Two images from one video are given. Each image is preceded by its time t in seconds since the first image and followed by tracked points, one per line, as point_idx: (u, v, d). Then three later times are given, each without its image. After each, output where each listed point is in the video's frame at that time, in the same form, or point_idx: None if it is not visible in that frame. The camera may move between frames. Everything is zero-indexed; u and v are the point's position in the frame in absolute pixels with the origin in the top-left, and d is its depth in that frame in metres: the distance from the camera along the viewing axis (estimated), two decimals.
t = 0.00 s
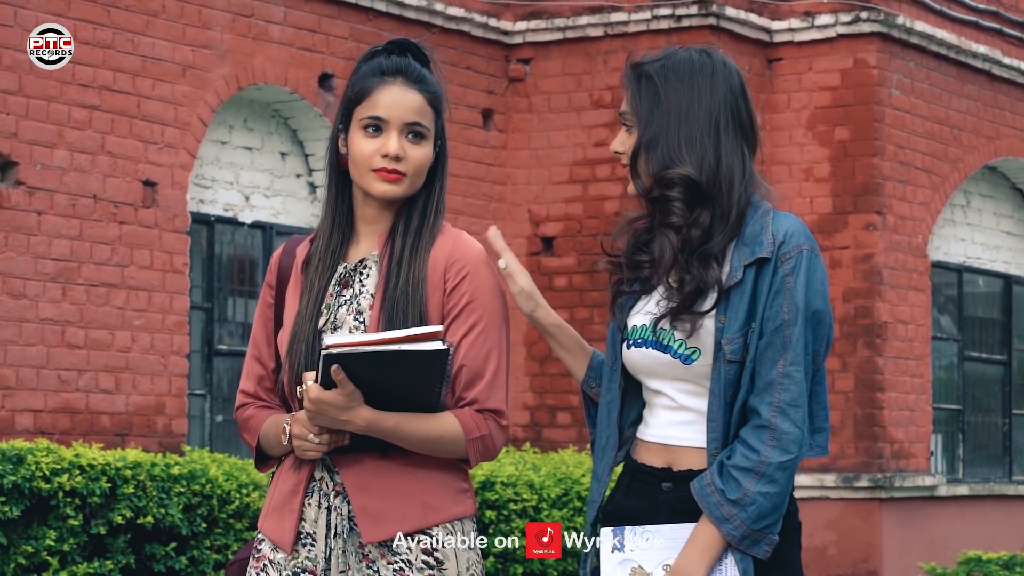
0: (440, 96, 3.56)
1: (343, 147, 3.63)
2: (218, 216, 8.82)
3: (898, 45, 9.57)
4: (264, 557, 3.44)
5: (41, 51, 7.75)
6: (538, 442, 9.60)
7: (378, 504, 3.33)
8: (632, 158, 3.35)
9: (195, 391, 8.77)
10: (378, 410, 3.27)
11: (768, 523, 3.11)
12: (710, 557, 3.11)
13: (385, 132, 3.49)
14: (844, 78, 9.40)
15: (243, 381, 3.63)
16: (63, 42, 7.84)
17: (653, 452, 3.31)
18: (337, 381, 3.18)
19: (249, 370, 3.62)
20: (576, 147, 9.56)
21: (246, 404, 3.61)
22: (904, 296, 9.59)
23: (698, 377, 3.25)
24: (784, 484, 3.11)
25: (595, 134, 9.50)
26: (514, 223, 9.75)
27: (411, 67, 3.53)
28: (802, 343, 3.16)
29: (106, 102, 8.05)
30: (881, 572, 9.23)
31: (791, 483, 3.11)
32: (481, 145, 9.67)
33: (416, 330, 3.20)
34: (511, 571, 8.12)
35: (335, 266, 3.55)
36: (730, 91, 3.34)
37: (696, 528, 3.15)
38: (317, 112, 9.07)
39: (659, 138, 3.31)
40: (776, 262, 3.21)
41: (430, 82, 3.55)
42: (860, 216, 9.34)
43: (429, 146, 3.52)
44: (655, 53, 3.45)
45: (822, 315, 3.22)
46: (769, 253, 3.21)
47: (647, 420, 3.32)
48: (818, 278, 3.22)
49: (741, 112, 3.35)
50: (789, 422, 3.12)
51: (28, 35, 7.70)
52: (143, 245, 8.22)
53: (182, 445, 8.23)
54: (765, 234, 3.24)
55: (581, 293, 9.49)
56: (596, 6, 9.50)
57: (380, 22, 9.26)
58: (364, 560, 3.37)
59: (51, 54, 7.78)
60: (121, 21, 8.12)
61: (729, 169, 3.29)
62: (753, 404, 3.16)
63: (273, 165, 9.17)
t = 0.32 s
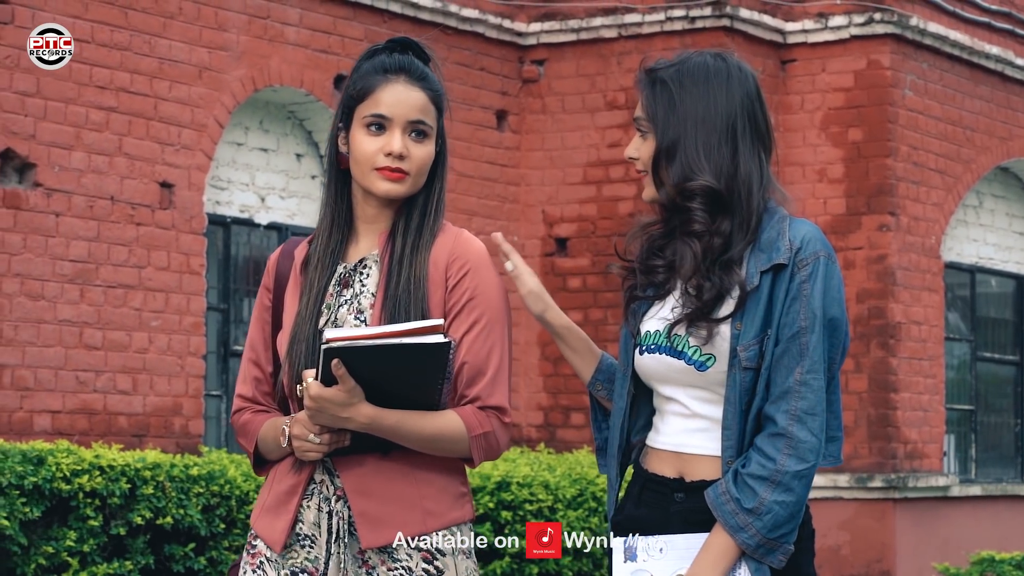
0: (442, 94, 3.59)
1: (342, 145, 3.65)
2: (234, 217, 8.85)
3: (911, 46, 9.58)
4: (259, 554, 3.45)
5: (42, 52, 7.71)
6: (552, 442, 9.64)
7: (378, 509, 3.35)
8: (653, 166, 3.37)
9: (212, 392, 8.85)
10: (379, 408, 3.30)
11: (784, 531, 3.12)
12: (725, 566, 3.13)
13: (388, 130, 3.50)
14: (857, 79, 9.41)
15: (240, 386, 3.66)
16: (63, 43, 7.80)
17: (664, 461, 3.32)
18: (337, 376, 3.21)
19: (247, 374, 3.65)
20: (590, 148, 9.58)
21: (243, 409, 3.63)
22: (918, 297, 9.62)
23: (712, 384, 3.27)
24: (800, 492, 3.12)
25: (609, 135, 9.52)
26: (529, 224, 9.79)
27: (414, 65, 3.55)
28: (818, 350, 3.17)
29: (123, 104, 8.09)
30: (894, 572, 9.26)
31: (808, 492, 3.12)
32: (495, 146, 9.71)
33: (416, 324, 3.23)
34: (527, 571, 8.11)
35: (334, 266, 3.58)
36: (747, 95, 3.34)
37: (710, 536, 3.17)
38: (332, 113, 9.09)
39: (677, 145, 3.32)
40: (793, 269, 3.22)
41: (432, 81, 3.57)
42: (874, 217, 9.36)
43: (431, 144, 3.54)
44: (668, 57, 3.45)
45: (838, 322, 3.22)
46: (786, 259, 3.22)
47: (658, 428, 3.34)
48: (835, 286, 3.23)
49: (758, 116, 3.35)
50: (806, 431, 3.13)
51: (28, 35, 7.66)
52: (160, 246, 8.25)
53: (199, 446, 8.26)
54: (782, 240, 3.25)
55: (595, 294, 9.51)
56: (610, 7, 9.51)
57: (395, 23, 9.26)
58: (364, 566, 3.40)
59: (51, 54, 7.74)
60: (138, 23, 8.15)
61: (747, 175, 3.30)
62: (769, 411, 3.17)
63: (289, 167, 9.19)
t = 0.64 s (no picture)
0: (445, 87, 3.61)
1: (343, 137, 3.68)
2: (250, 219, 8.91)
3: (923, 48, 9.62)
4: (254, 548, 3.46)
5: (42, 51, 7.69)
6: (566, 443, 9.68)
7: (373, 498, 3.35)
8: (667, 168, 3.40)
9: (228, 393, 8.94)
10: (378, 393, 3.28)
11: (795, 539, 3.14)
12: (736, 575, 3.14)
13: (396, 124, 3.51)
14: (870, 80, 9.45)
15: (237, 375, 3.66)
16: (64, 42, 7.78)
17: (672, 469, 3.36)
18: (338, 358, 3.19)
19: (243, 364, 3.66)
20: (603, 150, 9.62)
21: (240, 397, 3.63)
22: (930, 298, 9.66)
23: (722, 389, 3.30)
24: (811, 500, 3.13)
25: (622, 137, 9.55)
26: (542, 226, 9.85)
27: (419, 58, 3.56)
28: (831, 356, 3.18)
29: (141, 107, 8.13)
30: (908, 572, 9.29)
31: (819, 499, 3.13)
32: (510, 147, 9.78)
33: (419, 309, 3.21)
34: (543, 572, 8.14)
35: (334, 257, 3.60)
36: (760, 96, 3.36)
37: (721, 543, 3.19)
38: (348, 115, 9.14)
39: (691, 146, 3.35)
40: (806, 274, 3.24)
41: (437, 73, 3.59)
42: (886, 218, 9.41)
43: (437, 137, 3.56)
44: (680, 57, 3.47)
45: (849, 328, 3.24)
46: (800, 264, 3.24)
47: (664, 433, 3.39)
48: (847, 292, 3.24)
49: (771, 118, 3.38)
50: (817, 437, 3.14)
51: (28, 35, 7.63)
52: (177, 248, 8.30)
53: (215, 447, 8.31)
54: (796, 245, 3.27)
55: (608, 295, 9.53)
56: (623, 9, 9.54)
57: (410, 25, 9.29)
58: (359, 560, 3.39)
59: (51, 54, 7.72)
60: (156, 26, 8.20)
61: (762, 177, 3.33)
62: (781, 417, 3.18)
63: (305, 168, 9.24)
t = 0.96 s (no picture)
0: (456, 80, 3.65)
1: (353, 130, 3.67)
2: (265, 221, 8.97)
3: (935, 49, 9.66)
4: (262, 548, 3.48)
5: (42, 52, 7.66)
6: (579, 443, 9.72)
7: (382, 496, 3.37)
8: (674, 159, 3.43)
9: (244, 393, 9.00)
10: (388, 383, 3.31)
11: (805, 533, 3.16)
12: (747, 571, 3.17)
13: (419, 114, 3.54)
14: (882, 82, 9.49)
15: (240, 369, 3.70)
16: (63, 42, 7.74)
17: (677, 465, 3.37)
18: (350, 345, 3.22)
19: (246, 359, 3.69)
20: (615, 151, 9.66)
21: (243, 394, 3.67)
22: (942, 298, 9.71)
23: (731, 381, 3.32)
24: (823, 493, 3.16)
25: (634, 138, 9.58)
26: (554, 227, 9.90)
27: (438, 50, 3.60)
28: (842, 348, 3.20)
29: (157, 109, 8.17)
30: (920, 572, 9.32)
31: (830, 493, 3.15)
32: (522, 149, 9.84)
33: (428, 293, 3.26)
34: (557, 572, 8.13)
35: (339, 253, 3.62)
36: (769, 87, 3.41)
37: (731, 539, 3.21)
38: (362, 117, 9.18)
39: (698, 136, 3.39)
40: (818, 265, 3.26)
41: (450, 67, 3.64)
42: (898, 220, 9.44)
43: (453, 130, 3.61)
44: (687, 50, 3.51)
45: (860, 322, 3.27)
46: (811, 255, 3.26)
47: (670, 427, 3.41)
48: (857, 285, 3.27)
49: (779, 110, 3.41)
50: (829, 430, 3.16)
51: (29, 34, 7.62)
52: (193, 249, 8.34)
53: (230, 448, 8.33)
54: (807, 236, 3.30)
55: (622, 296, 9.55)
56: (635, 11, 9.57)
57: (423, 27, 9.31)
58: (365, 557, 3.41)
59: (52, 54, 7.69)
60: (171, 28, 8.24)
61: (771, 168, 3.37)
62: (792, 410, 3.21)
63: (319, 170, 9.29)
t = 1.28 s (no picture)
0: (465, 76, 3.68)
1: (366, 127, 3.65)
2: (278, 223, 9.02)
3: (945, 51, 9.70)
4: (274, 551, 3.48)
5: (42, 52, 7.64)
6: (591, 444, 9.77)
7: (396, 496, 3.36)
8: (680, 153, 3.43)
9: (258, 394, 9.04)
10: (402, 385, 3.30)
11: (809, 529, 3.17)
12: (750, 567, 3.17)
13: (438, 107, 3.55)
14: (893, 83, 9.54)
15: (242, 365, 3.68)
16: (63, 42, 7.71)
17: (684, 462, 3.37)
18: (364, 348, 3.21)
19: (250, 355, 3.67)
20: (627, 153, 9.70)
21: (247, 390, 3.66)
22: (953, 299, 9.76)
23: (740, 377, 3.32)
24: (828, 490, 3.16)
25: (646, 140, 9.62)
26: (566, 228, 9.94)
27: (452, 48, 3.63)
28: (851, 344, 3.21)
29: (172, 112, 8.20)
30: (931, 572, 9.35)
31: (835, 490, 3.16)
32: (534, 151, 9.90)
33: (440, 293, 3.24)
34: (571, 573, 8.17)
35: (348, 251, 3.59)
36: (777, 81, 3.41)
37: (736, 534, 3.22)
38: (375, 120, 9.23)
39: (706, 127, 3.38)
40: (828, 261, 3.26)
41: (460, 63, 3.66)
42: (909, 221, 9.49)
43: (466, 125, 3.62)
44: (694, 45, 3.52)
45: (869, 319, 3.28)
46: (822, 251, 3.27)
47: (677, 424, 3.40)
48: (867, 281, 3.28)
49: (788, 104, 3.42)
50: (836, 426, 3.16)
51: (29, 34, 7.59)
52: (208, 252, 8.38)
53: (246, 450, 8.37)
54: (817, 232, 3.30)
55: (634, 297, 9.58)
56: (647, 13, 9.62)
57: (436, 29, 9.35)
58: (371, 555, 3.39)
59: (52, 54, 7.66)
60: (186, 32, 8.28)
61: (780, 162, 3.36)
62: (800, 407, 3.21)
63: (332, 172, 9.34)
